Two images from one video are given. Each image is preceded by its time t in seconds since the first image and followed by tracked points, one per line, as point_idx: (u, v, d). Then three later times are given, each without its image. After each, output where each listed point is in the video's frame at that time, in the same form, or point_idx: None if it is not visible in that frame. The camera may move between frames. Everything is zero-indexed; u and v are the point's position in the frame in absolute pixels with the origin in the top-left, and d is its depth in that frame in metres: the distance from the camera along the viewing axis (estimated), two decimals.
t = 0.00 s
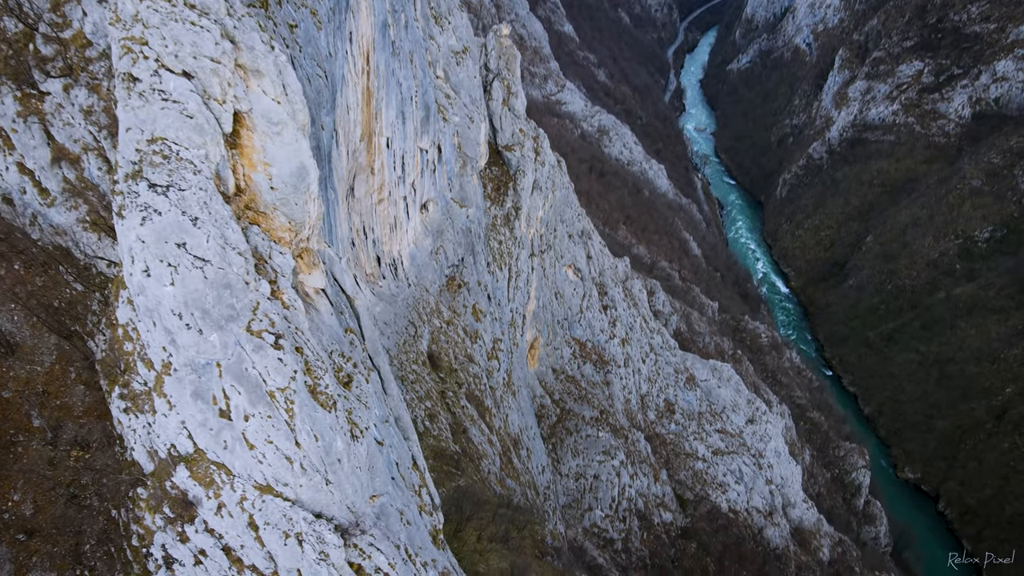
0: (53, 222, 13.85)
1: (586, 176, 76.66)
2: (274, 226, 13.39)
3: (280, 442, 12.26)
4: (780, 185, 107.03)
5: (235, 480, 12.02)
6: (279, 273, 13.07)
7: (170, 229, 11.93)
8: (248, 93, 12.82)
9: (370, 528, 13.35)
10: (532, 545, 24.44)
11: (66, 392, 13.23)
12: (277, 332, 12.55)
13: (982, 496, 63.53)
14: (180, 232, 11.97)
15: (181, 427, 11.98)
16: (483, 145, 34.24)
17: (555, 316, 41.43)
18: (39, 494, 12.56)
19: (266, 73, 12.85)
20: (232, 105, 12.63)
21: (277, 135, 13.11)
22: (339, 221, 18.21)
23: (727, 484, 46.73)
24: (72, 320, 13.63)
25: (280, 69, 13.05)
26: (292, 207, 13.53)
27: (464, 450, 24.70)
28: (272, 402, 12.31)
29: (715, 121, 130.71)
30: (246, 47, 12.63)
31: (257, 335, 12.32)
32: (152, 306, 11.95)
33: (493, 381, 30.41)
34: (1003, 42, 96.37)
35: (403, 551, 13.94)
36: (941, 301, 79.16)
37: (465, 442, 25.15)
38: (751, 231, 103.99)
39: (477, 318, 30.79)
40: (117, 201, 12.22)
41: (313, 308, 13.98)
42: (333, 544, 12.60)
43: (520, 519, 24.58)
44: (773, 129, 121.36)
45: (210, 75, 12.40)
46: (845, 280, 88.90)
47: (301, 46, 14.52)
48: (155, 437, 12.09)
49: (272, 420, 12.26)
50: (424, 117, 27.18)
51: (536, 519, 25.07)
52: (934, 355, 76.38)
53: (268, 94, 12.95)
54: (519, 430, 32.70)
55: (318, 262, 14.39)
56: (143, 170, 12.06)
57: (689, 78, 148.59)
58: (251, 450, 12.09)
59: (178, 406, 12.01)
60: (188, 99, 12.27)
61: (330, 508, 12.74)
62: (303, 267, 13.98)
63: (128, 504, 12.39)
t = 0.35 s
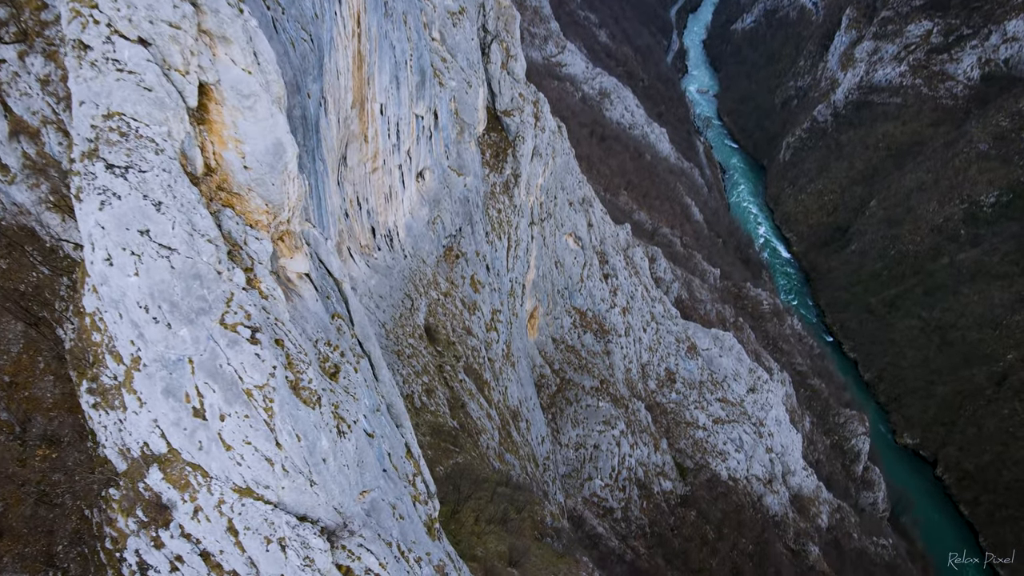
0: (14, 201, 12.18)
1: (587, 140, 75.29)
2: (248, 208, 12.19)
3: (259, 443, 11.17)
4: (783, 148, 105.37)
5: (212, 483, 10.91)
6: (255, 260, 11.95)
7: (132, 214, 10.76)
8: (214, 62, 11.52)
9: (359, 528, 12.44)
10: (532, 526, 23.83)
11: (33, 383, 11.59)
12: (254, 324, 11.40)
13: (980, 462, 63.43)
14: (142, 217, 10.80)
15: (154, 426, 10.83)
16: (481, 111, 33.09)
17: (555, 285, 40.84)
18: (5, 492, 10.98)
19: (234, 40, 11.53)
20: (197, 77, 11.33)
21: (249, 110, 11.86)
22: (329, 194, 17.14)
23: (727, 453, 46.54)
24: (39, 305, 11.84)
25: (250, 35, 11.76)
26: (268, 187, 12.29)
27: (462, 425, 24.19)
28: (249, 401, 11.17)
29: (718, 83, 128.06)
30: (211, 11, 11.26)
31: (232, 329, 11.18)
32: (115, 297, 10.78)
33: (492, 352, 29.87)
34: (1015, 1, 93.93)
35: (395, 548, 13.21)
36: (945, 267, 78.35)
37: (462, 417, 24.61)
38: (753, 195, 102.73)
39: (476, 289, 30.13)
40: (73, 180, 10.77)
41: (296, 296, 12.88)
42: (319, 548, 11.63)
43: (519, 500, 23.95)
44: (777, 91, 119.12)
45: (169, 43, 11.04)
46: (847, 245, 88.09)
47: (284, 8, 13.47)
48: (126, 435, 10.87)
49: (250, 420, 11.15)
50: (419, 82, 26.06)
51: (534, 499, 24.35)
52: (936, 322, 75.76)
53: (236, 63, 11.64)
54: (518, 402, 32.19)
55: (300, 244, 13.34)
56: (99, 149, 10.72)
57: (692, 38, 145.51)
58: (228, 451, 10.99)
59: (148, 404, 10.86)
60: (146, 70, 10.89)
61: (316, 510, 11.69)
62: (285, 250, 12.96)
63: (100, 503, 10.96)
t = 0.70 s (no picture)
0: None
1: (588, 120, 74.03)
2: (216, 204, 11.39)
3: (230, 463, 10.40)
4: (785, 127, 103.71)
5: (181, 506, 10.01)
6: (225, 262, 11.20)
7: (82, 213, 9.79)
8: (172, 40, 10.52)
9: (344, 547, 11.88)
10: (531, 525, 22.25)
11: None
12: (223, 334, 10.68)
13: (982, 445, 62.41)
14: (93, 216, 9.84)
15: (117, 443, 9.85)
16: (479, 90, 32.01)
17: (555, 269, 40.15)
18: None
19: (193, 15, 10.43)
20: (150, 57, 10.34)
21: (214, 96, 10.92)
22: (319, 182, 16.29)
23: (728, 438, 45.91)
24: None
25: (211, 9, 10.61)
26: (238, 180, 11.45)
27: (460, 416, 23.57)
28: (219, 417, 10.42)
29: (721, 61, 126.06)
30: None
31: (198, 339, 10.38)
32: (68, 303, 9.86)
33: (491, 339, 29.16)
34: None
35: (384, 565, 12.66)
36: (949, 248, 77.57)
37: (460, 407, 23.97)
38: (755, 175, 101.31)
39: (474, 275, 29.30)
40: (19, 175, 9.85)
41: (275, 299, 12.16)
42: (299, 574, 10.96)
43: (518, 497, 22.62)
44: (781, 69, 117.31)
45: (117, 19, 10.02)
46: (851, 226, 86.93)
47: None
48: (88, 450, 9.85)
49: (220, 439, 10.37)
50: (414, 61, 25.06)
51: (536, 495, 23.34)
52: (939, 304, 74.26)
53: (197, 41, 10.60)
54: (518, 390, 31.47)
55: (278, 241, 12.55)
56: (42, 139, 9.76)
57: (694, 15, 143.18)
58: (197, 472, 10.16)
59: (110, 419, 9.87)
60: (91, 49, 9.92)
61: (295, 532, 11.05)
62: (262, 247, 12.20)
63: (65, 523, 9.72)
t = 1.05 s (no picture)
0: None
1: (588, 118, 73.23)
2: (178, 219, 10.13)
3: (194, 510, 9.16)
4: (787, 124, 102.61)
5: (139, 557, 8.53)
6: (188, 285, 10.06)
7: (16, 235, 8.22)
8: (119, 36, 9.44)
9: None
10: (531, 545, 21.52)
11: None
12: (184, 366, 9.56)
13: (986, 446, 61.55)
14: (30, 237, 8.35)
15: (68, 484, 8.20)
16: (477, 88, 31.23)
17: (555, 271, 39.36)
18: None
19: (144, 8, 9.54)
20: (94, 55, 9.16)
21: (172, 99, 9.82)
22: (307, 186, 15.43)
23: (732, 441, 44.98)
24: None
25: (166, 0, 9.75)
26: (202, 194, 10.29)
27: (457, 426, 22.76)
28: (180, 460, 9.21)
29: (722, 58, 124.62)
30: None
31: (156, 373, 9.20)
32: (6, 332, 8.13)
33: (489, 345, 28.39)
34: None
35: None
36: (953, 246, 76.85)
37: (457, 417, 23.14)
38: (756, 172, 99.87)
39: (472, 279, 28.47)
40: None
41: (248, 323, 11.17)
42: None
43: (518, 515, 21.77)
44: (782, 66, 116.25)
45: (51, 11, 8.81)
46: (853, 225, 85.78)
47: None
48: (40, 493, 8.01)
49: (181, 483, 9.14)
50: (410, 58, 24.24)
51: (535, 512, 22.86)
52: (943, 303, 73.39)
53: (150, 38, 9.63)
54: (517, 396, 30.58)
55: (252, 257, 11.59)
56: None
57: (695, 11, 142.08)
58: (156, 520, 8.80)
59: (60, 461, 8.20)
60: (23, 49, 8.54)
61: None
62: (235, 266, 11.22)
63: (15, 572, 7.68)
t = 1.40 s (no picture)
0: None
1: (589, 118, 72.55)
2: (130, 242, 9.00)
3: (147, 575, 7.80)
4: (789, 124, 101.79)
5: None
6: (139, 318, 8.92)
7: None
8: (50, 36, 8.15)
9: None
10: (530, 569, 20.75)
11: None
12: (133, 413, 8.37)
13: (991, 450, 60.63)
14: None
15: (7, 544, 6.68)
16: (475, 89, 30.45)
17: (555, 275, 38.58)
18: None
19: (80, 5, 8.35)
20: (23, 57, 7.86)
21: (118, 108, 8.72)
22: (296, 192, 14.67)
23: (735, 448, 44.07)
24: None
25: None
26: (155, 216, 9.22)
27: (454, 440, 21.97)
28: (129, 519, 7.85)
29: (723, 57, 123.63)
30: None
31: (101, 422, 7.92)
32: None
33: (487, 353, 27.61)
34: None
35: None
36: (957, 248, 76.05)
37: (454, 430, 22.35)
38: (758, 172, 98.96)
39: (470, 285, 27.71)
40: None
41: (218, 354, 10.27)
42: None
43: (517, 537, 21.06)
44: (783, 65, 115.38)
45: None
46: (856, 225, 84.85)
47: None
48: None
49: (132, 545, 7.74)
50: (405, 58, 23.46)
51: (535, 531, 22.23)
52: (947, 306, 72.69)
53: (86, 37, 8.39)
54: (516, 405, 29.74)
55: (219, 282, 10.63)
56: None
57: (696, 11, 141.27)
58: None
59: None
60: None
61: None
62: (200, 291, 10.27)
63: None
